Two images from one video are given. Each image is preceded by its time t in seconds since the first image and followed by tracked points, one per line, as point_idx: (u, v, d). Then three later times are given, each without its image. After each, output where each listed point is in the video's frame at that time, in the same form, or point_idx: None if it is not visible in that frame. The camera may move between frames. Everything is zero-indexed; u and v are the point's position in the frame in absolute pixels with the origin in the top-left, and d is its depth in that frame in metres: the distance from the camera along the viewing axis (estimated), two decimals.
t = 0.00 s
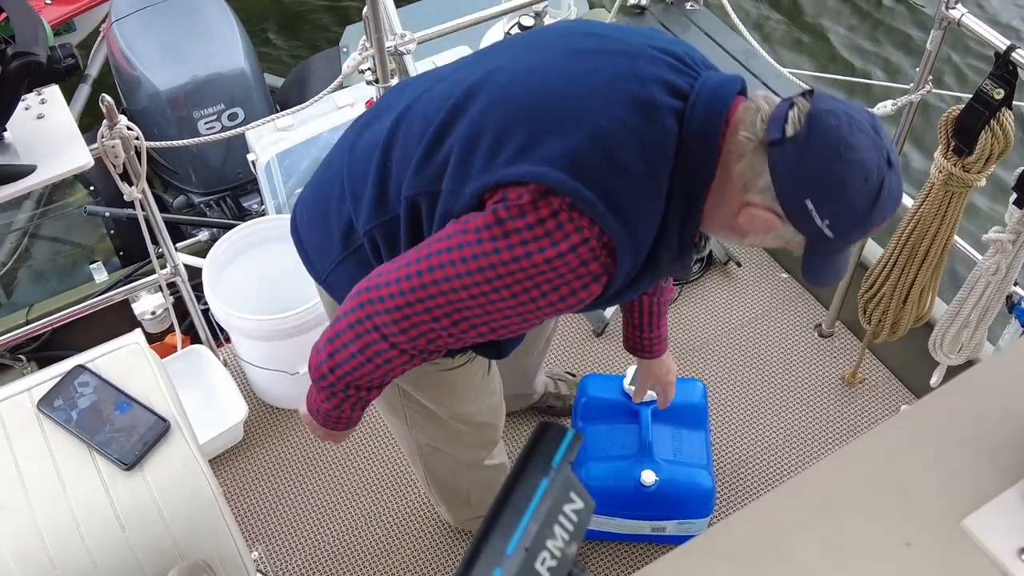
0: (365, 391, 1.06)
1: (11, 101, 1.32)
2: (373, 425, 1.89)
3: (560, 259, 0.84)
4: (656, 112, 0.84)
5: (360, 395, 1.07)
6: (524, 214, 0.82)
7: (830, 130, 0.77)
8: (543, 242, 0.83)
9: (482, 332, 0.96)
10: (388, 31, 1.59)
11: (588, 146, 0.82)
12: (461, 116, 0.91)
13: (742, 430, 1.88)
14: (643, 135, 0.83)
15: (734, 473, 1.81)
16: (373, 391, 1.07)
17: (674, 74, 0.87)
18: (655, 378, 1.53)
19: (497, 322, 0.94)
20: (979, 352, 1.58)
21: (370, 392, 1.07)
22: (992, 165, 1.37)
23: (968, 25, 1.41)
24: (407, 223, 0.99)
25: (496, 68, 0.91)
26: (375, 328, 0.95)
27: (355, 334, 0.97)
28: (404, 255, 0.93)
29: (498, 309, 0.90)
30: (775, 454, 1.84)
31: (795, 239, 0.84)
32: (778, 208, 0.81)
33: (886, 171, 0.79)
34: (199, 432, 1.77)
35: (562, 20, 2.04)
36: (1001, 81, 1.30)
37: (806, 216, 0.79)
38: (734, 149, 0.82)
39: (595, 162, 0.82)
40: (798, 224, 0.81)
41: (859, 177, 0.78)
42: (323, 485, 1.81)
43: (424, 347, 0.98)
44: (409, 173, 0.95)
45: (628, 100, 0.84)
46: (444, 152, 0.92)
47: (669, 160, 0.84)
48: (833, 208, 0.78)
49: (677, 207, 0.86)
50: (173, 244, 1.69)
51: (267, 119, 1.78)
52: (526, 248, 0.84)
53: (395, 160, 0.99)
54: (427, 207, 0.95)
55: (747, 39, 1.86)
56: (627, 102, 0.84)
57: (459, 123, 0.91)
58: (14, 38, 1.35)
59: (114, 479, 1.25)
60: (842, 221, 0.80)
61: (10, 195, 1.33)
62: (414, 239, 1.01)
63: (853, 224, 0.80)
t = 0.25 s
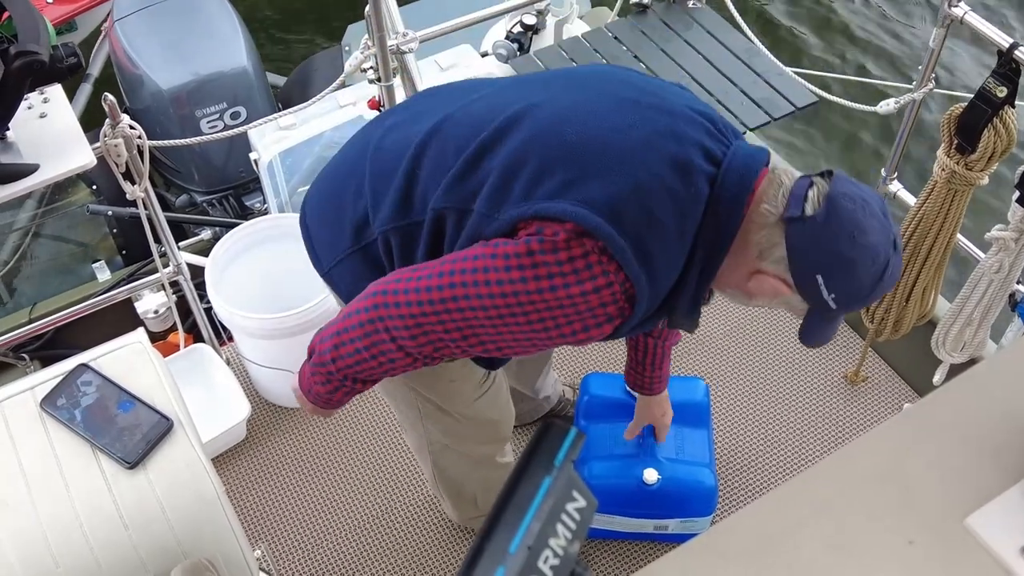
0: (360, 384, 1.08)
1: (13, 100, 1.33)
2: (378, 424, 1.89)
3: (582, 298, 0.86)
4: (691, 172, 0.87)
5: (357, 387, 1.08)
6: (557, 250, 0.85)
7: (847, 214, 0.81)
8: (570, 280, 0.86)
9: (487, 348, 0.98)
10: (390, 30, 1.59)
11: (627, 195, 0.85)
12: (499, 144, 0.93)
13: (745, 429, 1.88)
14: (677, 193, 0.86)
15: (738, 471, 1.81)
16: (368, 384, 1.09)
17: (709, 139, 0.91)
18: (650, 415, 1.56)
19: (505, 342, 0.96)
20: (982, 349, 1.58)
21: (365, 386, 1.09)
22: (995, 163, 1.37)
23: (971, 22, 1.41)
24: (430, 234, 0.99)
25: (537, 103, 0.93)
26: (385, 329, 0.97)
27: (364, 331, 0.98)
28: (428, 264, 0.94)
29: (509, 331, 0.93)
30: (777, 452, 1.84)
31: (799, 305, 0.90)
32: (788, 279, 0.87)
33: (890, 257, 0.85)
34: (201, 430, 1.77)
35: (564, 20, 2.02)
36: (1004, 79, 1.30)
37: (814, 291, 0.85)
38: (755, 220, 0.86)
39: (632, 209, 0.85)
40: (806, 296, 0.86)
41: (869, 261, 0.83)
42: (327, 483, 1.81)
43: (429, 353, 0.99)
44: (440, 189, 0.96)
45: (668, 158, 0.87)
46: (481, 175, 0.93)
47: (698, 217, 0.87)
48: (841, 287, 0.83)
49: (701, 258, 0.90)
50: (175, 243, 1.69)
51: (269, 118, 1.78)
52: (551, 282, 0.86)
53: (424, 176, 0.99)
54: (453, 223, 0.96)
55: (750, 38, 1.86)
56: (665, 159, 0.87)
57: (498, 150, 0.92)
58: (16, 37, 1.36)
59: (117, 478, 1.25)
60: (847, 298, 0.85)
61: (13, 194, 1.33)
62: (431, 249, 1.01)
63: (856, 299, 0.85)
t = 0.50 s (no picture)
0: (364, 376, 1.08)
1: (14, 100, 1.33)
2: (381, 422, 1.89)
3: (583, 299, 0.88)
4: (697, 186, 0.89)
5: (356, 377, 1.08)
6: (563, 252, 0.86)
7: (843, 232, 0.86)
8: (574, 280, 0.87)
9: (487, 343, 0.99)
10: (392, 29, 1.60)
11: (634, 203, 0.86)
12: (510, 145, 0.93)
13: (746, 428, 1.88)
14: (682, 206, 0.88)
15: (738, 471, 1.81)
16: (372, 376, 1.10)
17: (716, 154, 0.93)
18: (656, 429, 1.58)
19: (506, 337, 0.97)
20: (983, 349, 1.58)
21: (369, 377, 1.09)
22: (995, 162, 1.37)
23: (971, 22, 1.41)
24: (436, 230, 1.00)
25: (547, 107, 0.94)
26: (388, 320, 0.97)
27: (367, 321, 0.98)
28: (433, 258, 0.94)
29: (510, 327, 0.94)
30: (778, 450, 1.84)
31: (792, 318, 0.93)
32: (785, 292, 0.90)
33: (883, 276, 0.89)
34: (202, 430, 1.77)
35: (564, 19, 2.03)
36: (1005, 78, 1.30)
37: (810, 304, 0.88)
38: (756, 234, 0.89)
39: (635, 217, 0.86)
40: (801, 308, 0.89)
41: (863, 278, 0.86)
42: (328, 482, 1.81)
43: (431, 346, 1.00)
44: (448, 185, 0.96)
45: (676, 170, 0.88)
46: (490, 175, 0.93)
47: (700, 229, 0.89)
48: (835, 302, 0.87)
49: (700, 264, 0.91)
50: (176, 243, 1.69)
51: (270, 117, 1.78)
52: (555, 282, 0.87)
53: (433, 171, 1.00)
54: (462, 222, 0.96)
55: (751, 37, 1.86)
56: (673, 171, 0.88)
57: (509, 149, 0.93)
58: (17, 37, 1.36)
59: (118, 477, 1.25)
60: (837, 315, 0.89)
61: (14, 194, 1.33)
62: (437, 244, 1.01)
63: (848, 314, 0.89)
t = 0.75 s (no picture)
0: (345, 337, 1.08)
1: (13, 100, 1.33)
2: (378, 418, 1.90)
3: (567, 241, 0.88)
4: (684, 132, 0.89)
5: (337, 338, 1.08)
6: (547, 191, 0.86)
7: (846, 169, 0.85)
8: (555, 218, 0.87)
9: (468, 293, 0.99)
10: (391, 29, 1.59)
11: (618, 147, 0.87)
12: (496, 105, 0.95)
13: (745, 429, 1.88)
14: (671, 153, 0.88)
15: (738, 471, 1.81)
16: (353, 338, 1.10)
17: (706, 104, 0.93)
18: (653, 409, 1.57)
19: (487, 283, 0.97)
20: (983, 349, 1.58)
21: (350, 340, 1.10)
22: (995, 163, 1.36)
23: (971, 23, 1.40)
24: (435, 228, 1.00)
25: (533, 70, 0.95)
26: (366, 266, 0.97)
27: (346, 269, 0.98)
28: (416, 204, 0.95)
29: (492, 273, 0.94)
30: (777, 449, 1.85)
31: (802, 268, 0.92)
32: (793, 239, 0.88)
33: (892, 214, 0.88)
34: (201, 430, 1.77)
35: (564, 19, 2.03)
36: (1005, 79, 1.30)
37: (818, 250, 0.87)
38: (755, 179, 0.88)
39: (621, 163, 0.87)
40: (809, 256, 0.88)
41: (870, 217, 0.85)
42: (326, 482, 1.81)
43: (410, 294, 1.00)
44: (437, 147, 0.98)
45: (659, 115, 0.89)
46: (477, 129, 0.95)
47: (691, 176, 0.89)
48: (844, 244, 0.86)
49: (696, 221, 0.91)
50: (176, 243, 1.69)
51: (270, 117, 1.78)
52: (537, 220, 0.87)
53: (424, 142, 1.01)
54: (449, 177, 0.97)
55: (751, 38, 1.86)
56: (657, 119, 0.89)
57: (493, 110, 0.94)
58: (16, 37, 1.36)
59: (117, 477, 1.25)
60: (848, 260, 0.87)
61: (13, 194, 1.33)
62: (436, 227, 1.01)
63: (860, 258, 0.88)
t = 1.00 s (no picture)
0: (391, 360, 1.08)
1: (12, 100, 1.33)
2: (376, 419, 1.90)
3: (563, 209, 0.88)
4: (667, 80, 0.89)
5: (382, 364, 1.08)
6: (529, 165, 0.86)
7: (849, 88, 0.84)
8: (544, 190, 0.87)
9: (484, 282, 0.99)
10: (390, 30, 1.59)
11: (600, 102, 0.88)
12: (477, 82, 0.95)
13: (743, 430, 1.88)
14: (651, 99, 0.89)
15: (736, 473, 1.81)
16: (401, 359, 1.09)
17: (688, 45, 0.92)
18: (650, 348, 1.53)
19: (497, 267, 0.96)
20: (981, 351, 1.58)
21: (400, 360, 1.09)
22: (994, 164, 1.37)
23: (970, 24, 1.41)
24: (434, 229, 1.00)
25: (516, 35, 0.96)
26: (374, 275, 0.98)
27: (357, 284, 0.99)
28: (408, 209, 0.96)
29: (500, 256, 0.93)
30: (777, 450, 1.85)
31: (815, 197, 0.91)
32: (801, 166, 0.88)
33: (901, 130, 0.87)
34: (199, 432, 1.77)
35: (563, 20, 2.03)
36: (1003, 81, 1.30)
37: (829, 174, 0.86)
38: (753, 110, 0.88)
39: (605, 118, 0.88)
40: (820, 183, 0.87)
41: (877, 137, 0.85)
42: (324, 484, 1.81)
43: (422, 296, 0.99)
44: (424, 137, 0.99)
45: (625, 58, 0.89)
46: (457, 114, 0.95)
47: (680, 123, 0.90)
48: (853, 166, 0.85)
49: (691, 169, 0.92)
50: (174, 244, 1.69)
51: (268, 117, 1.78)
52: (527, 195, 0.87)
53: (415, 119, 1.02)
54: (442, 166, 0.98)
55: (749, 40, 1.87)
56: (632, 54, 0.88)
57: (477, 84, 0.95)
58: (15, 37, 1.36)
59: (116, 477, 1.25)
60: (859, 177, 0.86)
61: (12, 194, 1.33)
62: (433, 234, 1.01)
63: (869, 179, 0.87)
